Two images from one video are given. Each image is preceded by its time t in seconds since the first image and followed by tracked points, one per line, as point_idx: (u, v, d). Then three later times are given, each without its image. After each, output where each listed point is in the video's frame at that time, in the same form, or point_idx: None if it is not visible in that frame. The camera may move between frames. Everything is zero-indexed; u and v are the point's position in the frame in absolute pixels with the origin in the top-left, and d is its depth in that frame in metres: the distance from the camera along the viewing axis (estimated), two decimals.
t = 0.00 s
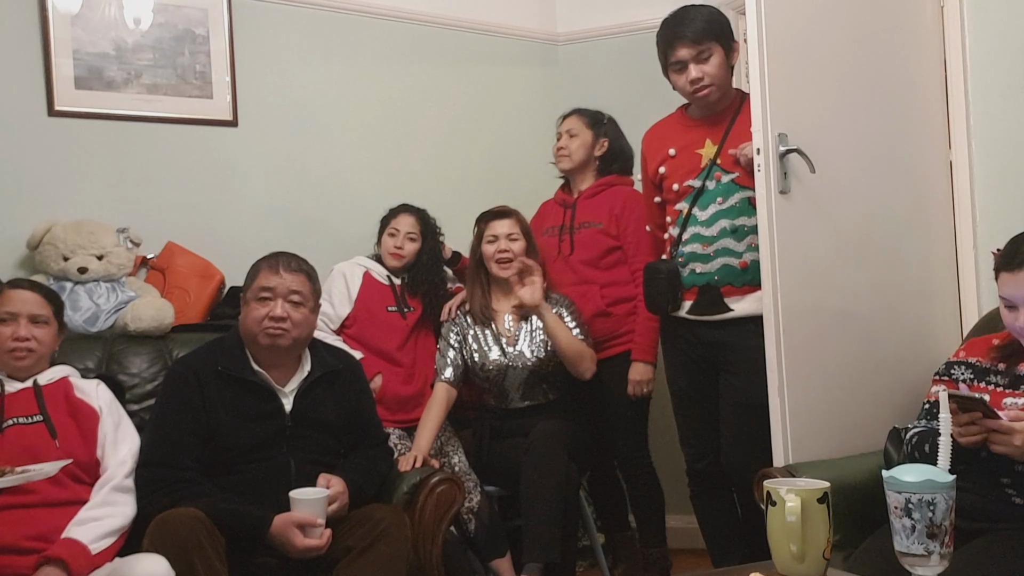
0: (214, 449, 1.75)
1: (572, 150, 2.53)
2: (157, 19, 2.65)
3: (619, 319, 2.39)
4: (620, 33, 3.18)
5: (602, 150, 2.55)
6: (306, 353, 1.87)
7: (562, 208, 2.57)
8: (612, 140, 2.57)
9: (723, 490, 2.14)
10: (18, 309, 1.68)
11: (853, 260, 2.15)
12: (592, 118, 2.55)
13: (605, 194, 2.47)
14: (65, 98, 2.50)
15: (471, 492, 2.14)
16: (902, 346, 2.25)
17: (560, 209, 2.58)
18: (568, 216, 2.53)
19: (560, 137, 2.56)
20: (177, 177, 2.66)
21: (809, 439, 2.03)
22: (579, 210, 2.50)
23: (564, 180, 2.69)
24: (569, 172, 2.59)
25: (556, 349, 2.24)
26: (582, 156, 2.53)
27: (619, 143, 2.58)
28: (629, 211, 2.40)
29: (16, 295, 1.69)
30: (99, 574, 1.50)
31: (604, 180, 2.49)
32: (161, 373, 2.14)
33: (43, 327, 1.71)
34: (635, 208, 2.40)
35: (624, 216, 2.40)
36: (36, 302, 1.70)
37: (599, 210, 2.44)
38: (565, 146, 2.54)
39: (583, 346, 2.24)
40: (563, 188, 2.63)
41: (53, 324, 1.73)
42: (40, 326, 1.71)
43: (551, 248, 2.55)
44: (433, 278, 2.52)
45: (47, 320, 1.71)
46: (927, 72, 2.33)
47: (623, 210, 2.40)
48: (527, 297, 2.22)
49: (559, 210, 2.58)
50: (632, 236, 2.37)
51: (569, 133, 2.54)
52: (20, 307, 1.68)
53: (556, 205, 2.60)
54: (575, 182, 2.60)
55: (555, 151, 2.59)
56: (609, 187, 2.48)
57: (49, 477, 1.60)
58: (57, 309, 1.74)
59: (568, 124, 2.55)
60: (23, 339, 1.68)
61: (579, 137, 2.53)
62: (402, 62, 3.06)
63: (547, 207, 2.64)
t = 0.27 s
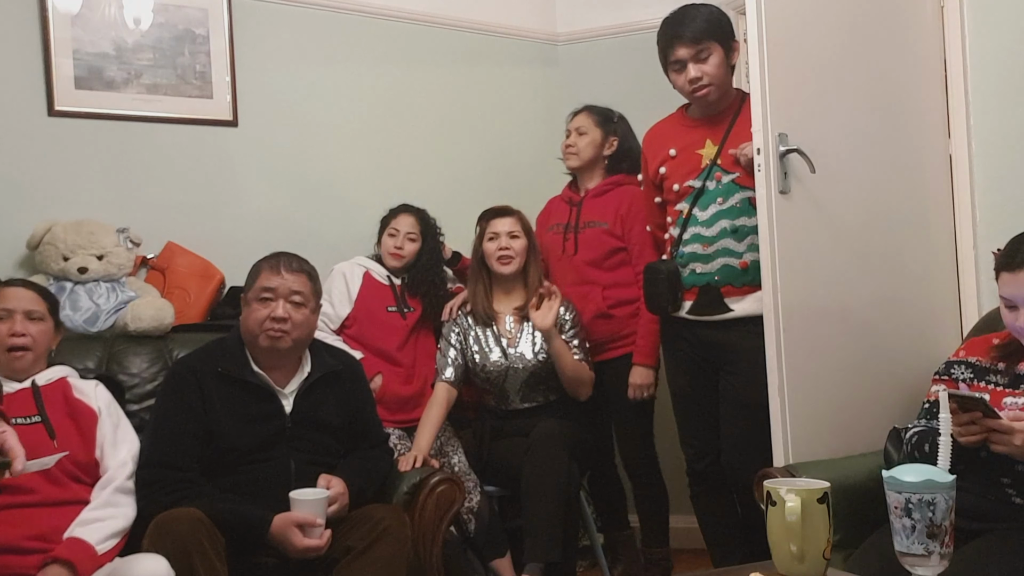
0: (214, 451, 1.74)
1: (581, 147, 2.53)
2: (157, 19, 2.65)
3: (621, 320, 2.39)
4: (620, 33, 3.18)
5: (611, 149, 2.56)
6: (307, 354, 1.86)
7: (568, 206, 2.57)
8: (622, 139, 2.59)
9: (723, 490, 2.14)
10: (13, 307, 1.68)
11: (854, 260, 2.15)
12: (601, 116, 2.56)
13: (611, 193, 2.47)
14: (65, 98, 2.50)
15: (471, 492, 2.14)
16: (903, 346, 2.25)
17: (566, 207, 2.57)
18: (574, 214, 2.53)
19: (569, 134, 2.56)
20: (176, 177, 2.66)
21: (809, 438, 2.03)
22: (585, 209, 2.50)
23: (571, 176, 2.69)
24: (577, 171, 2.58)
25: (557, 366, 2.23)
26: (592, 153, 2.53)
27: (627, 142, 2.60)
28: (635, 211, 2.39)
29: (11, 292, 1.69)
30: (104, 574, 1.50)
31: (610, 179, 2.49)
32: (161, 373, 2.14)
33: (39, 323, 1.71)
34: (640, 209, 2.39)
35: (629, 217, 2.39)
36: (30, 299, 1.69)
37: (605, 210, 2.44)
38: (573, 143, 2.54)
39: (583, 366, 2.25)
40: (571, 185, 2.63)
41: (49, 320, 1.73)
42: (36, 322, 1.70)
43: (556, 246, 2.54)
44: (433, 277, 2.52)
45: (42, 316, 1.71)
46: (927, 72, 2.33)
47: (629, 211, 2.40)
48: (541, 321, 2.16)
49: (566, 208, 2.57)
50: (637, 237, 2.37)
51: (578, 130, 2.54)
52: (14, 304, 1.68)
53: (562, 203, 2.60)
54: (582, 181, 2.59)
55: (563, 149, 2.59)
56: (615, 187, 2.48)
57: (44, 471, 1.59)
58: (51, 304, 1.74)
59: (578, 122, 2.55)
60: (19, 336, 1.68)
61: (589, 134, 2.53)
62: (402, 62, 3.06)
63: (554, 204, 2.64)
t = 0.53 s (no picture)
0: (214, 451, 1.75)
1: (585, 147, 2.52)
2: (157, 19, 2.65)
3: (622, 321, 2.39)
4: (620, 33, 3.18)
5: (615, 151, 2.56)
6: (307, 354, 1.86)
7: (571, 206, 2.57)
8: (627, 141, 2.58)
9: (723, 490, 2.14)
10: (42, 302, 1.70)
11: (854, 259, 2.15)
12: (605, 117, 2.55)
13: (614, 194, 2.47)
14: (65, 98, 2.50)
15: (471, 492, 2.14)
16: (903, 345, 2.26)
17: (568, 207, 2.57)
18: (576, 215, 2.53)
19: (574, 134, 2.55)
20: (176, 177, 2.66)
21: (808, 438, 2.03)
22: (587, 210, 2.50)
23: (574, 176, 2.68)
24: (580, 171, 2.58)
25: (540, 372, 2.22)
26: (596, 154, 2.53)
27: (632, 143, 2.60)
28: (638, 213, 2.39)
29: (26, 290, 1.70)
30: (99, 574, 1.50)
31: (613, 180, 2.49)
32: (161, 373, 2.14)
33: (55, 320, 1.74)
34: (643, 211, 2.39)
35: (632, 218, 2.39)
36: (47, 295, 1.73)
37: (607, 211, 2.44)
38: (578, 143, 2.54)
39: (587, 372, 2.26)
40: (574, 185, 2.62)
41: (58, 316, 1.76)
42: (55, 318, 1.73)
43: (558, 246, 2.54)
44: (433, 277, 2.52)
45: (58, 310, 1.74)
46: (927, 72, 2.33)
47: (632, 212, 2.40)
48: (513, 343, 2.15)
49: (568, 208, 2.58)
50: (639, 238, 2.37)
51: (583, 130, 2.53)
52: (42, 299, 1.70)
53: (565, 203, 2.60)
54: (585, 181, 2.59)
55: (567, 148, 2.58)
56: (617, 187, 2.48)
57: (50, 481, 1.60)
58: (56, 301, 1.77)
59: (583, 122, 2.54)
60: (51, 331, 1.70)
61: (594, 135, 2.53)
62: (403, 62, 3.06)
63: (556, 204, 2.64)
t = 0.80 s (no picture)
0: (214, 451, 1.74)
1: (589, 152, 2.52)
2: (157, 19, 2.65)
3: (622, 321, 2.39)
4: (621, 33, 3.18)
5: (619, 155, 2.56)
6: (307, 354, 1.86)
7: (572, 207, 2.57)
8: (631, 145, 2.58)
9: (723, 490, 2.14)
10: (43, 300, 1.71)
11: (854, 259, 2.15)
12: (611, 121, 2.54)
13: (615, 195, 2.47)
14: (65, 98, 2.50)
15: (471, 492, 2.14)
16: (903, 345, 2.25)
17: (570, 208, 2.57)
18: (576, 216, 2.53)
19: (578, 137, 2.54)
20: (177, 177, 2.66)
21: (808, 438, 2.04)
22: (589, 211, 2.50)
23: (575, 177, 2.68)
24: (582, 174, 2.58)
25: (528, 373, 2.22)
26: (599, 159, 2.52)
27: (637, 147, 2.59)
28: (639, 215, 2.40)
29: (24, 290, 1.71)
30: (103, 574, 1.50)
31: (615, 182, 2.49)
32: (161, 373, 2.14)
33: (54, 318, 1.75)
34: (645, 213, 2.40)
35: (634, 220, 2.40)
36: (45, 293, 1.74)
37: (609, 212, 2.44)
38: (582, 147, 2.53)
39: (585, 369, 2.24)
40: (575, 186, 2.62)
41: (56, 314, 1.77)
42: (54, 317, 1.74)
43: (559, 247, 2.54)
44: (433, 278, 2.52)
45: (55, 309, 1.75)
46: (928, 72, 2.33)
47: (633, 213, 2.40)
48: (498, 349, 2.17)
49: (569, 209, 2.58)
50: (640, 241, 2.38)
51: (588, 134, 2.52)
52: (43, 298, 1.72)
53: (567, 203, 2.60)
54: (586, 182, 2.59)
55: (570, 150, 2.57)
56: (618, 189, 2.48)
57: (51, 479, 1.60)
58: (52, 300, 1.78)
59: (588, 125, 2.53)
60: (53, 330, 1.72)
61: (598, 139, 2.52)
62: (402, 61, 3.06)
63: (558, 205, 2.64)
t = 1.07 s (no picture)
0: (214, 451, 1.74)
1: (597, 153, 2.51)
2: (157, 19, 2.65)
3: (622, 320, 2.39)
4: (621, 33, 3.18)
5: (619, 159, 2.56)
6: (307, 355, 1.86)
7: (569, 207, 2.56)
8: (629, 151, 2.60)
9: (723, 490, 2.14)
10: (45, 301, 1.72)
11: (853, 259, 2.15)
12: (616, 124, 2.55)
13: (613, 195, 2.47)
14: (65, 98, 2.50)
15: (471, 492, 2.14)
16: (903, 344, 2.25)
17: (566, 208, 2.57)
18: (574, 216, 2.53)
19: (585, 136, 2.52)
20: (177, 177, 2.66)
21: (808, 438, 2.03)
22: (586, 210, 2.50)
23: (571, 177, 2.67)
24: (583, 172, 2.56)
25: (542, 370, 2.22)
26: (604, 160, 2.52)
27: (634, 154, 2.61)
28: (637, 214, 2.40)
29: (26, 290, 1.71)
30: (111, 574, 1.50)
31: (612, 182, 2.49)
32: (161, 373, 2.14)
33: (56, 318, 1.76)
34: (642, 212, 2.40)
35: (631, 219, 2.40)
36: (47, 295, 1.75)
37: (606, 212, 2.44)
38: (590, 146, 2.51)
39: (578, 363, 2.24)
40: (570, 186, 2.62)
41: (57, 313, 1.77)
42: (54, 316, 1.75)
43: (556, 247, 2.54)
44: (433, 277, 2.52)
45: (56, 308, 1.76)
46: (928, 72, 2.33)
47: (631, 212, 2.41)
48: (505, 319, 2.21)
49: (565, 210, 2.57)
50: (638, 239, 2.37)
51: (595, 133, 2.51)
52: (45, 298, 1.72)
53: (563, 203, 2.60)
54: (582, 182, 2.59)
55: (574, 148, 2.54)
56: (616, 188, 2.48)
57: (49, 483, 1.59)
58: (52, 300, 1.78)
59: (595, 125, 2.52)
60: (55, 329, 1.72)
61: (604, 141, 2.52)
62: (402, 61, 3.06)
63: (554, 205, 2.63)
